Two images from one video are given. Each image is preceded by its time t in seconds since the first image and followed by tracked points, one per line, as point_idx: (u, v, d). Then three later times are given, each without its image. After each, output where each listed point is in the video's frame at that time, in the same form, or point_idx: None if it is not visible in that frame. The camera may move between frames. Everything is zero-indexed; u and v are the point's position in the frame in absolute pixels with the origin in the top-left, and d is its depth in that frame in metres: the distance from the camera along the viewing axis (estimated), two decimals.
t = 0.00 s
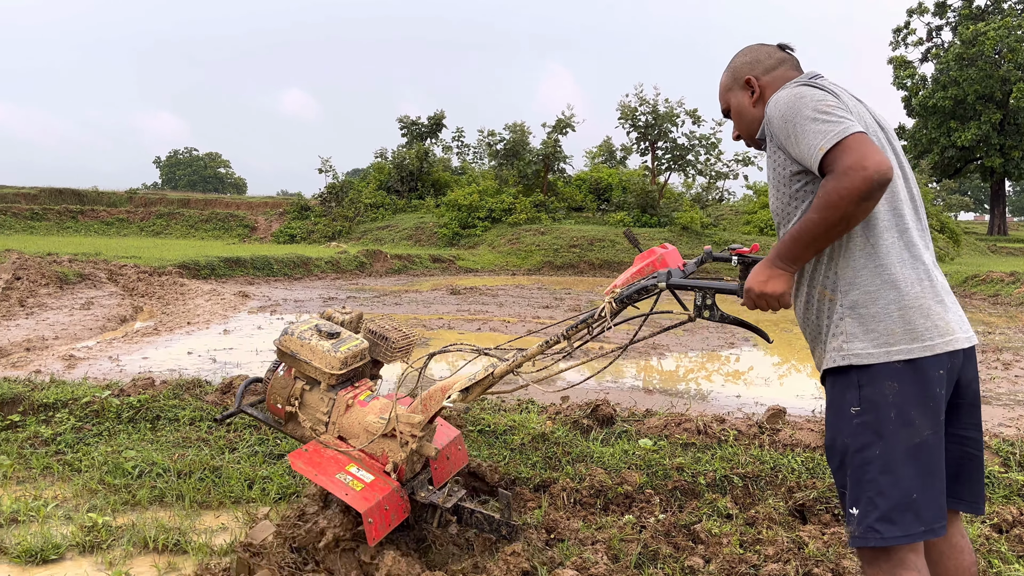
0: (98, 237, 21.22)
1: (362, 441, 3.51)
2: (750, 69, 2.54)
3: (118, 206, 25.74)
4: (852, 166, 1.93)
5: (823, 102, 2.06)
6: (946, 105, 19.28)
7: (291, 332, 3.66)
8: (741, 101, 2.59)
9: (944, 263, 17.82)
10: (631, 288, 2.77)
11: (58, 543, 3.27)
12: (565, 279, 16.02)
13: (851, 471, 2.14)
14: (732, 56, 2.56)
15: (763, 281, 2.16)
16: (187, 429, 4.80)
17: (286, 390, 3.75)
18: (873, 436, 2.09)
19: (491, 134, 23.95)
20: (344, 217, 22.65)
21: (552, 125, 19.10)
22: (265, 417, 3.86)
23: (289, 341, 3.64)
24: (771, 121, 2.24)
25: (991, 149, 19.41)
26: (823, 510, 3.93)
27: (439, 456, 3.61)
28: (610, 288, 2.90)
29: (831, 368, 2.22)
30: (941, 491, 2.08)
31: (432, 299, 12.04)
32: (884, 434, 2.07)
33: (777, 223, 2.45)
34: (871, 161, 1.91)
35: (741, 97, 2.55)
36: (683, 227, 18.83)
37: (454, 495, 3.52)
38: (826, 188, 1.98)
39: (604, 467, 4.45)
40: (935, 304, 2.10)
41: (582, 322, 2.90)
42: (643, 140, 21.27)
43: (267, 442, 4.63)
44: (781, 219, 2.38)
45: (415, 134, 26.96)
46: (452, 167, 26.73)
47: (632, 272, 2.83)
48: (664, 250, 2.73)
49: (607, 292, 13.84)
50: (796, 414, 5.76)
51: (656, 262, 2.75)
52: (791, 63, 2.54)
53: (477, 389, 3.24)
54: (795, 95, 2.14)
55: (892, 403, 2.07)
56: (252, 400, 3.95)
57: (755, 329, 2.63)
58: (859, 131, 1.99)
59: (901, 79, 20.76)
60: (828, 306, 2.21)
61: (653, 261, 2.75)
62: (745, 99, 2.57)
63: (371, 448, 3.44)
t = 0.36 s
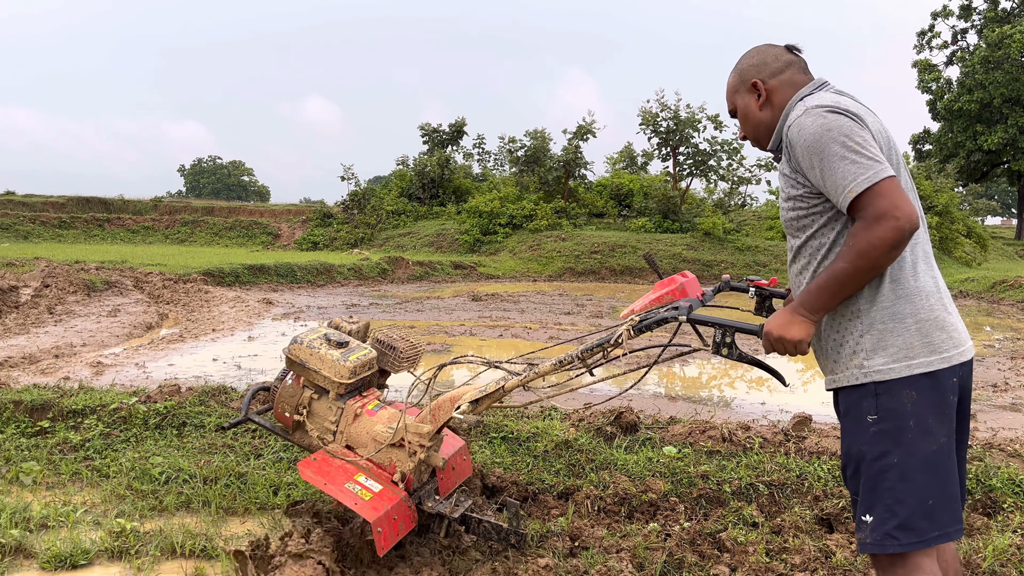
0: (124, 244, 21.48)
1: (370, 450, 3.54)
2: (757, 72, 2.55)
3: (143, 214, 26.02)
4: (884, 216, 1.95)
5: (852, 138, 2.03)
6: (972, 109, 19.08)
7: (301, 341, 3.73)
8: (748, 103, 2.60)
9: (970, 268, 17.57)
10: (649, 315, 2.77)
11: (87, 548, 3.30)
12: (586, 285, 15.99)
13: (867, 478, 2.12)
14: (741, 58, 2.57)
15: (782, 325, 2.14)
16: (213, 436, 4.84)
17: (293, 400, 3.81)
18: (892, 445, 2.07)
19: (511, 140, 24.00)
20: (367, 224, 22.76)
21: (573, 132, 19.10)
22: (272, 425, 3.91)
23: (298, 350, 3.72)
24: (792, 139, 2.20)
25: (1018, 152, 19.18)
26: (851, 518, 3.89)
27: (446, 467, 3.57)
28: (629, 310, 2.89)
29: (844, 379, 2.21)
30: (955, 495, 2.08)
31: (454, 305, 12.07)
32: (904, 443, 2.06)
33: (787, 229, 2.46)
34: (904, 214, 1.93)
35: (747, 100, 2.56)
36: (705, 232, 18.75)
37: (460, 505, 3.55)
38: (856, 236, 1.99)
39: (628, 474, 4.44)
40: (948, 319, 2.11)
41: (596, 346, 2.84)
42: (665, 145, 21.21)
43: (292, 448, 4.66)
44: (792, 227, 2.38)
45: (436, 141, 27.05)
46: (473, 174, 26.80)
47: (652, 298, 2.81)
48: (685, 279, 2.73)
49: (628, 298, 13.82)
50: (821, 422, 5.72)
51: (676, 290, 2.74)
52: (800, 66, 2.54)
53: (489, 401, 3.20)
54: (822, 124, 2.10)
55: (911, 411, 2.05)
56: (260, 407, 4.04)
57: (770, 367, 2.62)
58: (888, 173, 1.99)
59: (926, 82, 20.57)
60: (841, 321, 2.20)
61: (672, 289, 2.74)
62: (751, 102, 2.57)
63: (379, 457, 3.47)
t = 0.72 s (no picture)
0: (154, 253, 21.77)
1: (378, 458, 3.56)
2: (776, 90, 2.55)
3: (172, 223, 26.36)
4: (882, 231, 1.93)
5: (856, 156, 2.03)
6: (1004, 106, 18.78)
7: (308, 349, 3.67)
8: (768, 122, 2.59)
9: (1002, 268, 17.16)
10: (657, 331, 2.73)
11: (121, 553, 3.34)
12: (612, 289, 15.94)
13: (885, 484, 2.09)
14: (760, 77, 2.57)
15: (789, 348, 2.09)
16: (243, 442, 4.88)
17: (303, 407, 3.78)
18: (903, 451, 2.05)
19: (535, 144, 24.03)
20: (392, 230, 22.88)
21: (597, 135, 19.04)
22: (281, 431, 3.85)
23: (306, 359, 3.65)
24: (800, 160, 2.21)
25: None
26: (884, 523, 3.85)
27: (453, 473, 3.61)
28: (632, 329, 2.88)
29: (857, 393, 2.20)
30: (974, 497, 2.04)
31: (480, 310, 12.10)
32: (914, 449, 2.03)
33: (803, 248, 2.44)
34: (903, 228, 1.92)
35: (767, 117, 2.56)
36: (732, 234, 18.63)
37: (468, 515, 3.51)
38: (855, 251, 1.98)
39: (657, 479, 4.41)
40: (961, 329, 2.07)
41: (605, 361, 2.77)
42: (690, 148, 21.10)
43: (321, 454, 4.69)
44: (809, 245, 2.37)
45: (460, 146, 27.14)
46: (498, 179, 26.85)
47: (656, 315, 2.81)
48: (691, 296, 2.78)
49: (654, 302, 13.77)
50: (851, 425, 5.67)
51: (681, 307, 2.77)
52: (819, 86, 2.54)
53: (494, 412, 3.19)
54: (826, 143, 2.10)
55: (917, 417, 2.03)
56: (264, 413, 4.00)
57: (777, 392, 2.54)
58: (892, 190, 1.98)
59: (956, 81, 20.29)
60: (854, 337, 2.18)
61: (679, 306, 2.77)
62: (770, 119, 2.57)
63: (387, 465, 3.48)
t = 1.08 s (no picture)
0: (184, 260, 22.02)
1: (399, 458, 3.56)
2: (782, 107, 2.63)
3: (202, 229, 26.67)
4: (871, 234, 2.01)
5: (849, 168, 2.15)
6: None
7: (337, 347, 3.76)
8: (774, 138, 2.66)
9: None
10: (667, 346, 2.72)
11: (154, 559, 3.39)
12: (640, 290, 15.87)
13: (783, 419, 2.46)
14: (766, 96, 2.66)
15: (797, 366, 2.08)
16: (273, 447, 4.93)
17: (330, 404, 3.85)
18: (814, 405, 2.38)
19: (561, 146, 24.02)
20: (419, 234, 22.96)
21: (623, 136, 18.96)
22: (311, 426, 3.96)
23: (335, 357, 3.74)
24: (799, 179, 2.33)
25: None
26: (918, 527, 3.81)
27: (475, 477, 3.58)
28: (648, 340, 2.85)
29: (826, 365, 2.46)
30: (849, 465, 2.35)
31: (507, 313, 12.11)
32: (823, 409, 2.35)
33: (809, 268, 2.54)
34: (890, 228, 2.00)
35: (773, 133, 2.63)
36: (761, 234, 18.48)
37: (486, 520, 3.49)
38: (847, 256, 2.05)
39: (687, 483, 4.38)
40: (934, 336, 2.19)
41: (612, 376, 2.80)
42: (718, 147, 20.98)
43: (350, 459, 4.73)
44: (814, 263, 2.47)
45: (486, 150, 27.20)
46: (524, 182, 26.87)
47: (672, 328, 2.78)
48: (707, 310, 2.72)
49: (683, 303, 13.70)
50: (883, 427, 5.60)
51: (697, 321, 2.72)
52: (824, 103, 2.62)
53: (511, 419, 3.18)
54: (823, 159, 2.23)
55: (843, 389, 2.33)
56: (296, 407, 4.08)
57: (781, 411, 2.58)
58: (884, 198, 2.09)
59: (988, 75, 19.98)
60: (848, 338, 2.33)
61: (694, 320, 2.72)
62: (776, 136, 2.64)
63: (407, 466, 3.49)
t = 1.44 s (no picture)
0: (213, 262, 22.25)
1: (424, 461, 3.58)
2: (774, 102, 2.55)
3: (231, 232, 26.93)
4: (848, 196, 1.91)
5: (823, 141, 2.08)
6: None
7: (359, 354, 3.83)
8: (767, 135, 2.57)
9: None
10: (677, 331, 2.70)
11: (189, 558, 3.43)
12: (666, 289, 15.80)
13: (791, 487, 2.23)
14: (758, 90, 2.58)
15: (799, 337, 2.04)
16: (303, 448, 4.97)
17: (354, 410, 3.90)
18: (814, 463, 2.15)
19: (586, 145, 24.00)
20: (444, 235, 23.02)
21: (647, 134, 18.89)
22: (337, 433, 4.02)
23: (357, 363, 3.80)
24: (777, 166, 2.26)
25: None
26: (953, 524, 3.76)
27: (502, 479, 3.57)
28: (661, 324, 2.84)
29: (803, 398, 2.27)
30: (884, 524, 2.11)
31: (532, 313, 12.10)
32: (826, 465, 2.13)
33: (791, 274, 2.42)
34: (866, 185, 1.90)
35: (764, 128, 2.54)
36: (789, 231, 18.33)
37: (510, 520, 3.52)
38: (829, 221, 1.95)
39: (716, 483, 4.36)
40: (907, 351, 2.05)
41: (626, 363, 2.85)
42: (744, 144, 20.85)
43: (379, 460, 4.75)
44: (793, 266, 2.35)
45: (510, 150, 27.23)
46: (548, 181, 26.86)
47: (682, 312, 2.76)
48: (714, 293, 2.67)
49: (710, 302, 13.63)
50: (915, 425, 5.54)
51: (705, 304, 2.68)
52: (817, 97, 2.51)
53: (531, 418, 3.21)
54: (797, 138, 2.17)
55: (839, 437, 2.11)
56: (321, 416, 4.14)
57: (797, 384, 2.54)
58: (858, 163, 2.00)
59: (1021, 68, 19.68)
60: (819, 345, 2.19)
61: (702, 303, 2.68)
62: (768, 130, 2.55)
63: (431, 468, 3.51)
